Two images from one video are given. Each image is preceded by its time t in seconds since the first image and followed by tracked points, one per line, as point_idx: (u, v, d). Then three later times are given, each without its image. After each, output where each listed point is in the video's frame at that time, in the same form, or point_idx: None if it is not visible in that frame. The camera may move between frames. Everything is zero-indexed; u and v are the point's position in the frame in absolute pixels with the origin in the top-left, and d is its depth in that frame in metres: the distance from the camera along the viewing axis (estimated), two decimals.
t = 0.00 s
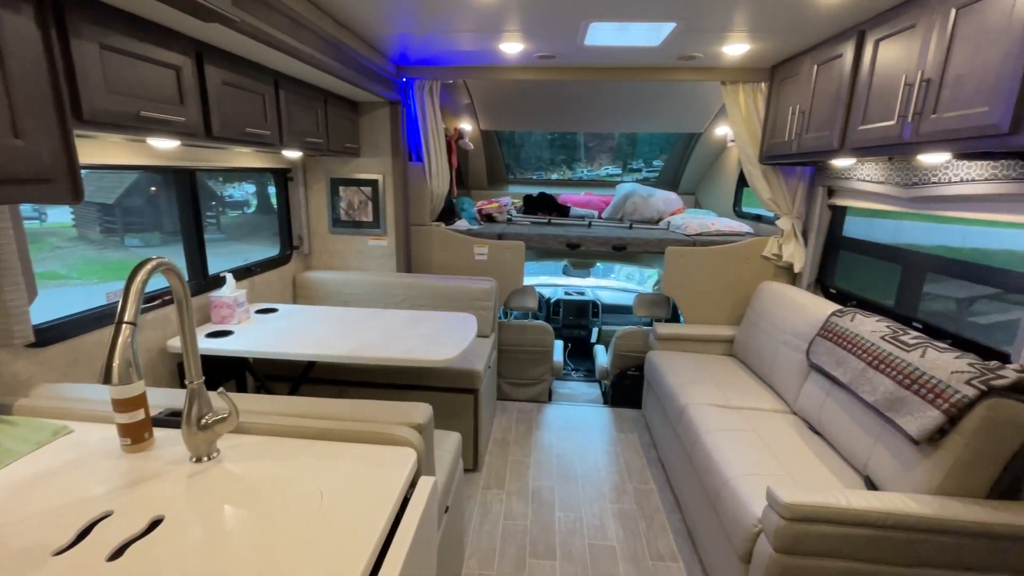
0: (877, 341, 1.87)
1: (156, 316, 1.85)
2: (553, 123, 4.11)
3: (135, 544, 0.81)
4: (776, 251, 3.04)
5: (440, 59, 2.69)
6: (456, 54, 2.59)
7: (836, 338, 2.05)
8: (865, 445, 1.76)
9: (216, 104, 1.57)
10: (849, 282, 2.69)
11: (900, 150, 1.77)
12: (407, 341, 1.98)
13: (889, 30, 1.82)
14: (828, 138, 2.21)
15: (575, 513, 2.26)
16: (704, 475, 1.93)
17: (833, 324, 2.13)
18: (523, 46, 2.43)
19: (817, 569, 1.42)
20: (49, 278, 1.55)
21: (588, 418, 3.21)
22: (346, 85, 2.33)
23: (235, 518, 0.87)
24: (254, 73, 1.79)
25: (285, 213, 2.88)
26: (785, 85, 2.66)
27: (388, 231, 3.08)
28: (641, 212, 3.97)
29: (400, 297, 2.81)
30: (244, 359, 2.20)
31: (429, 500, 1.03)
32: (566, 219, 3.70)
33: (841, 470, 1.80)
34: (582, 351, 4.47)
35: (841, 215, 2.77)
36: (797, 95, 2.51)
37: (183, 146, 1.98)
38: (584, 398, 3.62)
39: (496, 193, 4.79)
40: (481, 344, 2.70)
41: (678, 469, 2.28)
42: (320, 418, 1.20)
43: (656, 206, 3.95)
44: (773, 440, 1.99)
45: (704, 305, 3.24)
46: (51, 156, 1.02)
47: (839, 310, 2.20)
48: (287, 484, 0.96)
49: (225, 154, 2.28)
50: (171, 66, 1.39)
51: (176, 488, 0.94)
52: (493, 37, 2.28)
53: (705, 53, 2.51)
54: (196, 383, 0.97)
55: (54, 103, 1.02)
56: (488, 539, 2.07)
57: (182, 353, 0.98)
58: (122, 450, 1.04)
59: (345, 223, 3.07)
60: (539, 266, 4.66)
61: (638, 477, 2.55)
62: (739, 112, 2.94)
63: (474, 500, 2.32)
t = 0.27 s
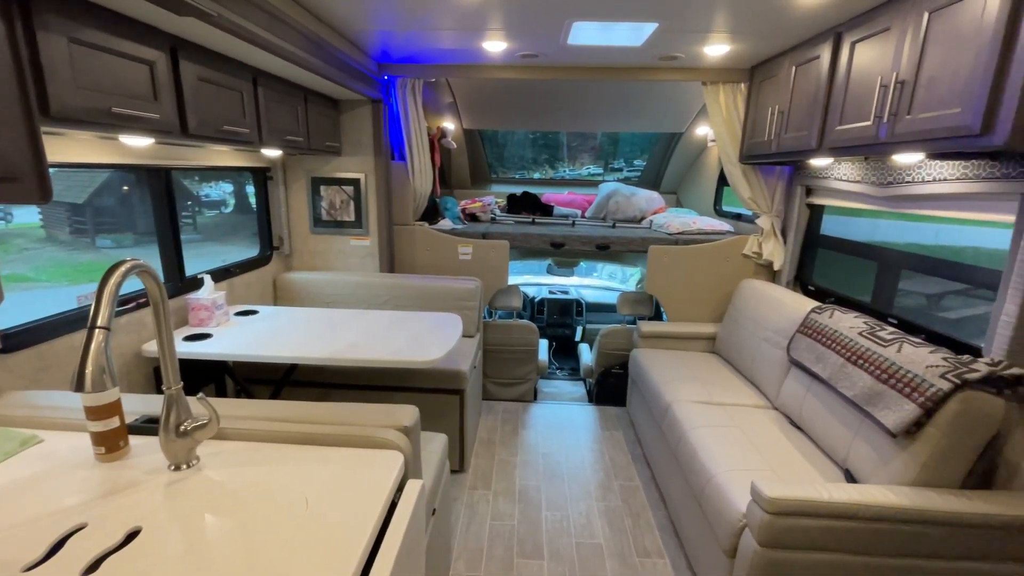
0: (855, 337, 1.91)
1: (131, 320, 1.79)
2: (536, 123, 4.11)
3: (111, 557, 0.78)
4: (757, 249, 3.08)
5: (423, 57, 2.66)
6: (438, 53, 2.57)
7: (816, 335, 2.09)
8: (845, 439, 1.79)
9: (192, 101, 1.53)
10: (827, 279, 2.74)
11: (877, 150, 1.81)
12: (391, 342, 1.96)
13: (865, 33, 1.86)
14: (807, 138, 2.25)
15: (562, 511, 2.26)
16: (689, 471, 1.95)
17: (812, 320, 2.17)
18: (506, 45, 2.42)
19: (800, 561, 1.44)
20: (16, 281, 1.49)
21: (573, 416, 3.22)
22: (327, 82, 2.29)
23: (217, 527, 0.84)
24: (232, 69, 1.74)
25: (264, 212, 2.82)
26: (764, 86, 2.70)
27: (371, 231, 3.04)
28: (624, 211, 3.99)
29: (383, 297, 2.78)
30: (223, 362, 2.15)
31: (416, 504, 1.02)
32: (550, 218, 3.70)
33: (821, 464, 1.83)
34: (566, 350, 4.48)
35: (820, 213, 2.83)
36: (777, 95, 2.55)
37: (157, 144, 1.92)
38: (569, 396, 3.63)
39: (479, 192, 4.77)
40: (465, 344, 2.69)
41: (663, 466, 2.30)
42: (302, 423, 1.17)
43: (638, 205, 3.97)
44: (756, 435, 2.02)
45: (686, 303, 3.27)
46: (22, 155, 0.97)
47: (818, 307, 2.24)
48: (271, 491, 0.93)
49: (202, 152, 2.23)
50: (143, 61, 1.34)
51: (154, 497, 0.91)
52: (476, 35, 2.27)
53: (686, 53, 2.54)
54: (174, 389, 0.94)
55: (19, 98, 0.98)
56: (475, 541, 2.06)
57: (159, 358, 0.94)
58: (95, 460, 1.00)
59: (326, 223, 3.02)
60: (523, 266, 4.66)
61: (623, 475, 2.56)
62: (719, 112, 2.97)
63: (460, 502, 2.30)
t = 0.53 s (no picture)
0: (835, 333, 1.94)
1: (105, 323, 1.74)
2: (520, 122, 4.11)
3: (86, 570, 0.75)
4: (739, 248, 3.12)
5: (406, 55, 2.64)
6: (421, 50, 2.54)
7: (798, 331, 2.13)
8: (827, 434, 1.82)
9: (168, 97, 1.49)
10: (808, 277, 2.79)
11: (855, 149, 1.85)
12: (376, 344, 1.93)
13: (844, 35, 1.89)
14: (788, 137, 2.28)
15: (549, 511, 2.26)
16: (675, 468, 1.96)
17: (794, 317, 2.21)
18: (489, 43, 2.41)
19: (784, 556, 1.47)
20: None
21: (560, 415, 3.22)
22: (308, 79, 2.25)
23: (198, 536, 0.82)
24: (209, 65, 1.70)
25: (245, 212, 2.76)
26: (745, 86, 2.73)
27: (354, 230, 3.00)
28: (608, 210, 4.01)
29: (368, 298, 2.75)
30: (202, 366, 2.10)
31: (403, 508, 1.00)
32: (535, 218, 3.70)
33: (804, 459, 1.86)
34: (552, 349, 4.49)
35: (800, 212, 2.88)
36: (758, 96, 2.59)
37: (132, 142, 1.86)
38: (556, 395, 3.64)
39: (464, 192, 4.75)
40: (451, 344, 2.67)
41: (649, 464, 2.31)
42: (285, 428, 1.15)
43: (622, 204, 4.00)
44: (740, 432, 2.04)
45: (671, 301, 3.30)
46: None
47: (799, 305, 2.28)
48: (254, 498, 0.91)
49: (179, 151, 2.17)
50: (116, 56, 1.30)
51: (131, 507, 0.88)
52: (460, 34, 2.25)
53: (669, 54, 2.55)
54: (151, 394, 0.91)
55: None
56: (462, 542, 2.05)
57: (135, 362, 0.91)
58: (69, 469, 0.97)
59: (308, 222, 2.98)
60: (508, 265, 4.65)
61: (610, 472, 2.58)
62: (701, 112, 3.00)
63: (448, 503, 2.29)
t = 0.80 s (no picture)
0: (819, 331, 1.97)
1: (79, 327, 1.68)
2: (507, 121, 4.09)
3: None
4: (724, 247, 3.15)
5: (390, 53, 2.61)
6: (406, 48, 2.52)
7: (782, 329, 2.15)
8: (811, 431, 1.85)
9: (144, 94, 1.45)
10: (791, 276, 2.83)
11: (838, 149, 1.87)
12: (362, 345, 1.90)
13: (826, 36, 1.91)
14: (771, 137, 2.31)
15: (538, 511, 2.26)
16: (662, 467, 1.97)
17: (778, 316, 2.23)
18: (475, 41, 2.39)
19: (771, 552, 1.48)
20: None
21: (547, 415, 3.22)
22: (290, 77, 2.21)
23: (177, 547, 0.80)
24: (187, 62, 1.66)
25: (226, 212, 2.71)
26: (729, 87, 2.75)
27: (339, 230, 2.97)
28: (595, 209, 4.02)
29: (353, 299, 2.72)
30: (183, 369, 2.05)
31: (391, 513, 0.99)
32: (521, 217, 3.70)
33: (789, 455, 1.88)
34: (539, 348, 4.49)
35: (783, 212, 2.91)
36: (742, 96, 2.61)
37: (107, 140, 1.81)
38: (543, 395, 3.64)
39: (450, 191, 4.72)
40: (438, 345, 2.65)
41: (637, 462, 2.32)
42: (268, 433, 1.12)
43: (608, 203, 4.01)
44: (726, 430, 2.06)
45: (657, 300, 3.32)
46: None
47: (783, 303, 2.30)
48: (236, 506, 0.89)
49: (157, 149, 2.12)
50: (89, 51, 1.26)
51: (107, 518, 0.85)
52: (445, 32, 2.23)
53: (654, 53, 2.56)
54: (127, 401, 0.89)
55: None
56: (451, 544, 2.03)
57: (110, 367, 0.88)
58: (41, 479, 0.93)
59: (292, 222, 2.93)
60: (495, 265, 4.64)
61: (598, 471, 2.58)
62: (686, 112, 3.02)
63: (435, 505, 2.27)
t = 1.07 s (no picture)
0: (806, 330, 1.98)
1: (54, 331, 1.63)
2: (495, 120, 4.08)
3: None
4: (711, 246, 3.16)
5: (376, 50, 2.58)
6: (392, 46, 2.49)
7: (769, 328, 2.16)
8: (799, 429, 1.86)
9: (121, 91, 1.41)
10: (777, 275, 2.85)
11: (823, 149, 1.88)
12: (349, 347, 1.87)
13: (811, 36, 1.92)
14: (758, 137, 2.32)
15: (528, 512, 2.24)
16: (652, 466, 1.97)
17: (766, 315, 2.24)
18: (462, 40, 2.37)
19: (760, 551, 1.48)
20: None
21: (537, 415, 3.21)
22: (274, 74, 2.17)
23: (154, 561, 0.77)
24: (165, 57, 1.61)
25: (208, 212, 2.65)
26: (716, 87, 2.77)
27: (325, 231, 2.92)
28: (583, 209, 4.01)
29: (340, 300, 2.68)
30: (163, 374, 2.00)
31: (378, 519, 0.97)
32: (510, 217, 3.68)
33: (777, 454, 1.89)
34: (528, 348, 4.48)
35: (770, 211, 2.93)
36: (728, 96, 2.62)
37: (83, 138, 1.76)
38: (532, 395, 3.63)
39: (438, 190, 4.69)
40: (426, 346, 2.62)
41: (627, 462, 2.32)
42: (251, 440, 1.09)
43: (597, 203, 4.01)
44: (715, 428, 2.07)
45: (645, 299, 3.32)
46: None
47: (770, 302, 2.32)
48: (216, 516, 0.86)
49: (135, 147, 2.06)
50: (61, 45, 1.21)
51: (80, 531, 0.82)
52: (431, 29, 2.21)
53: (641, 53, 2.56)
54: (101, 408, 0.85)
55: None
56: (440, 548, 2.01)
57: (82, 374, 0.85)
58: (8, 492, 0.89)
59: (276, 222, 2.88)
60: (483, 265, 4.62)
61: (588, 471, 2.58)
62: (674, 112, 3.03)
63: (424, 508, 2.24)
